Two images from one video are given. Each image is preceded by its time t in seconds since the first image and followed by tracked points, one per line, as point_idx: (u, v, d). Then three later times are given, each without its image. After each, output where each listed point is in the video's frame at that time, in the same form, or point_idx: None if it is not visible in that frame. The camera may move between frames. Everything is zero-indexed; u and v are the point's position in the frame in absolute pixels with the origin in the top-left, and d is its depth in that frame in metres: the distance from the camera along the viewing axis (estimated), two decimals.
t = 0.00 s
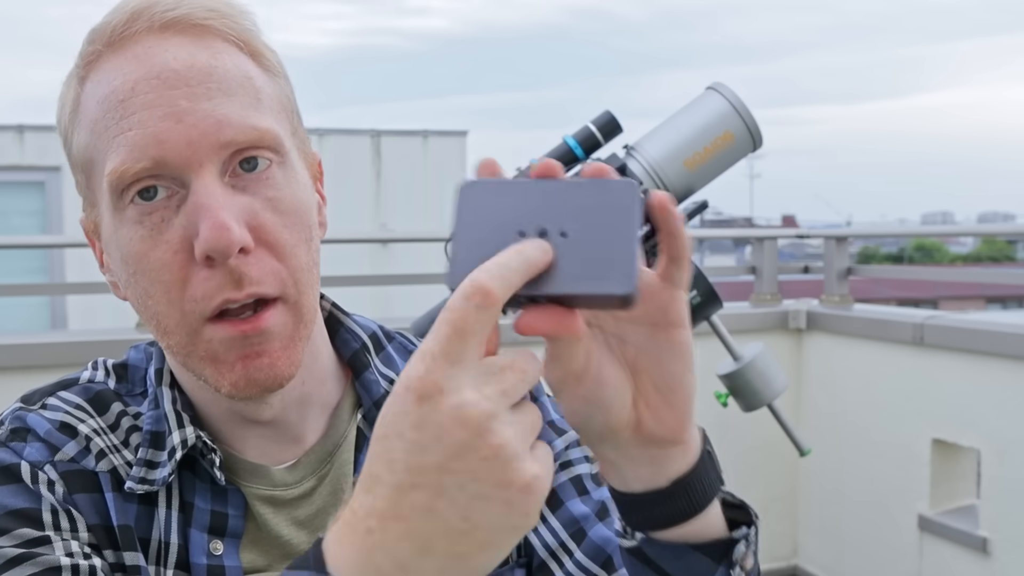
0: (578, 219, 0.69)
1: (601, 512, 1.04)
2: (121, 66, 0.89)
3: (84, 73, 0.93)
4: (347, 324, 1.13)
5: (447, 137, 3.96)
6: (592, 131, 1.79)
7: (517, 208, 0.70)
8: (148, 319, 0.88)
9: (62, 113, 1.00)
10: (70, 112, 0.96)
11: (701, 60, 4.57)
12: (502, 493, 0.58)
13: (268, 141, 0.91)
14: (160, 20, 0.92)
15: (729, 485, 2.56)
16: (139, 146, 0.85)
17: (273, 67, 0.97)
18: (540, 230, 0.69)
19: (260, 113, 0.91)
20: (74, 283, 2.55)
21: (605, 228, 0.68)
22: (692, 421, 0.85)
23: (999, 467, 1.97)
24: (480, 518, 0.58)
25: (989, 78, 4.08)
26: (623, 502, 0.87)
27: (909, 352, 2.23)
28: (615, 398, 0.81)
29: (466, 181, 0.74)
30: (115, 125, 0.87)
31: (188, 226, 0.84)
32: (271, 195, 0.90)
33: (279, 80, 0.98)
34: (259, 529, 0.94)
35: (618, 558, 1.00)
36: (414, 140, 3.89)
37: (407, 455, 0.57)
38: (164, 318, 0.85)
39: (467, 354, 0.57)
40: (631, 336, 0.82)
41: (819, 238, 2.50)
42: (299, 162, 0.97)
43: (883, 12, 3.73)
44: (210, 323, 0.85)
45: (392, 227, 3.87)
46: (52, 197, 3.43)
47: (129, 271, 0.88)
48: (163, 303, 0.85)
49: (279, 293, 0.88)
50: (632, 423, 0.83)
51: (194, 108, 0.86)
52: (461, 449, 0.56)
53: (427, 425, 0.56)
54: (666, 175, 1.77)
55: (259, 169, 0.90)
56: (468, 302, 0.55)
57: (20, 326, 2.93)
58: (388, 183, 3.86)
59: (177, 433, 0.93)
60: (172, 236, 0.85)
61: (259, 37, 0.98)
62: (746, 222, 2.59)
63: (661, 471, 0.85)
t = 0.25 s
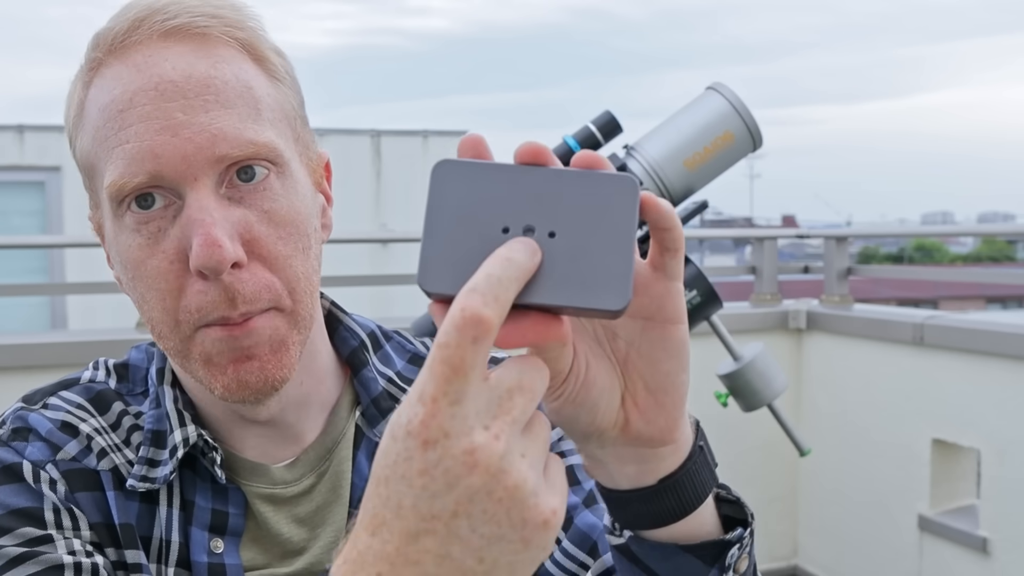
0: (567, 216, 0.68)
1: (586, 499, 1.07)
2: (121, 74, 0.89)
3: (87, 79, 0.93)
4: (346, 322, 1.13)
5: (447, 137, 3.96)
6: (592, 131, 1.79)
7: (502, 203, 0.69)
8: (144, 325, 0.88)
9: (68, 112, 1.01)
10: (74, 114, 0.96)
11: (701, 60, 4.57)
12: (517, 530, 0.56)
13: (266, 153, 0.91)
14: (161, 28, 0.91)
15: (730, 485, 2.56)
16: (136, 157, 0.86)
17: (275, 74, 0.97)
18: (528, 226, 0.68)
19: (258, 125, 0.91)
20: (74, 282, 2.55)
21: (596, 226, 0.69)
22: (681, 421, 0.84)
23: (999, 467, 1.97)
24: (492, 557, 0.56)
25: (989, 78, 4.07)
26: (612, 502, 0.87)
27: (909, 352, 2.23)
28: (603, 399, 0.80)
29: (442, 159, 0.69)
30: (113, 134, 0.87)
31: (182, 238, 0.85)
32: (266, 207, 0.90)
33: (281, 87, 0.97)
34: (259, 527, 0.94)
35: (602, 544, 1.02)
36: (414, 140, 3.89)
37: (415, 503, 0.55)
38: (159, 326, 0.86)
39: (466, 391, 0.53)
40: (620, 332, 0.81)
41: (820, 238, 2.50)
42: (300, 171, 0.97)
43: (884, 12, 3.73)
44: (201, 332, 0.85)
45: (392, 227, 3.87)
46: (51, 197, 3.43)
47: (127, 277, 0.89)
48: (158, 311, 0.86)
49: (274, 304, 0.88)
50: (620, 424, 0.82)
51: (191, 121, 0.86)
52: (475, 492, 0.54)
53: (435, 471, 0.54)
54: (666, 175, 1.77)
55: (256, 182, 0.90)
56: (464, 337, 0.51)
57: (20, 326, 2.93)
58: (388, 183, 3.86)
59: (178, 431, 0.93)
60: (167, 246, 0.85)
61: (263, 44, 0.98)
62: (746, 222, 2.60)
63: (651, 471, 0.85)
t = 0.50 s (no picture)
0: (549, 227, 0.68)
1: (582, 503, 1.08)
2: (130, 73, 0.89)
3: (97, 76, 0.93)
4: (349, 322, 1.13)
5: (447, 137, 3.96)
6: (592, 131, 1.79)
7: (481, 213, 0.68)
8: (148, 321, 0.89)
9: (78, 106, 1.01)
10: (83, 110, 0.96)
11: (702, 60, 4.57)
12: (506, 542, 0.56)
13: (273, 155, 0.91)
14: (172, 27, 0.91)
15: (730, 485, 2.56)
16: (143, 156, 0.86)
17: (285, 75, 0.97)
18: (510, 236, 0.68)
19: (266, 127, 0.91)
20: (74, 282, 2.55)
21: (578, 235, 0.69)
22: (664, 432, 0.84)
23: (999, 467, 1.97)
24: (483, 569, 0.56)
25: (989, 78, 4.07)
26: (594, 515, 0.87)
27: (909, 352, 2.23)
28: (584, 412, 0.80)
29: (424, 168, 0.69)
30: (121, 131, 0.87)
31: (186, 237, 0.85)
32: (272, 209, 0.89)
33: (290, 88, 0.97)
34: (262, 527, 0.94)
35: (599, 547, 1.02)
36: (414, 140, 3.88)
37: (399, 518, 0.54)
38: (162, 323, 0.86)
39: (440, 400, 0.53)
40: (602, 344, 0.81)
41: (820, 238, 2.50)
42: (307, 173, 0.97)
43: (884, 12, 3.73)
44: (204, 330, 0.85)
45: (392, 227, 3.87)
46: (51, 197, 3.43)
47: (131, 273, 0.89)
48: (161, 308, 0.86)
49: (276, 305, 0.88)
50: (602, 436, 0.82)
51: (199, 122, 0.86)
52: (458, 504, 0.54)
53: (414, 486, 0.53)
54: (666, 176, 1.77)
55: (261, 183, 0.90)
56: (432, 345, 0.51)
57: (20, 326, 2.93)
58: (388, 183, 3.86)
59: (182, 431, 0.93)
60: (171, 244, 0.85)
61: (274, 45, 0.98)
62: (746, 222, 2.60)
63: (634, 484, 0.85)
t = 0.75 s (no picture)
0: (544, 229, 0.68)
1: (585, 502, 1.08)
2: (145, 69, 0.89)
3: (111, 72, 0.93)
4: (354, 322, 1.13)
5: (447, 137, 3.96)
6: (592, 131, 1.79)
7: (475, 217, 0.68)
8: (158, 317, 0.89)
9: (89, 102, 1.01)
10: (95, 106, 0.96)
11: (702, 60, 4.57)
12: (516, 542, 0.56)
13: (287, 153, 0.91)
14: (188, 24, 0.91)
15: (731, 485, 2.56)
16: (157, 152, 0.86)
17: (298, 75, 0.97)
18: (506, 239, 0.68)
19: (280, 125, 0.91)
20: (74, 282, 2.55)
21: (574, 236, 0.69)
22: (665, 431, 0.84)
23: (999, 467, 1.97)
24: (493, 570, 0.56)
25: (989, 78, 4.07)
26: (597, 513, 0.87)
27: (909, 352, 2.23)
28: (583, 410, 0.81)
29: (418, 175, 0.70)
30: (135, 127, 0.87)
31: (200, 233, 0.85)
32: (284, 207, 0.90)
33: (303, 88, 0.98)
34: (266, 528, 0.94)
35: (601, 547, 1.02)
36: (414, 140, 3.89)
37: (410, 518, 0.54)
38: (173, 319, 0.86)
39: (449, 400, 0.53)
40: (601, 343, 0.82)
41: (820, 238, 2.50)
42: (319, 173, 0.97)
43: (884, 12, 3.73)
44: (214, 326, 0.85)
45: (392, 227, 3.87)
46: (52, 197, 3.43)
47: (141, 269, 0.89)
48: (172, 304, 0.86)
49: (287, 302, 0.88)
50: (602, 434, 0.83)
51: (214, 118, 0.87)
52: (469, 504, 0.54)
53: (425, 485, 0.53)
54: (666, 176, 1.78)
55: (274, 181, 0.90)
56: (444, 346, 0.51)
57: (20, 326, 2.93)
58: (389, 183, 3.86)
59: (188, 431, 0.93)
60: (183, 240, 0.85)
61: (288, 44, 0.98)
62: (746, 222, 2.60)
63: (636, 484, 0.85)
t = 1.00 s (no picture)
0: (553, 232, 0.68)
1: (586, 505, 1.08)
2: (150, 57, 0.90)
3: (116, 62, 0.94)
4: (355, 322, 1.13)
5: (447, 137, 3.96)
6: (592, 132, 1.79)
7: (484, 218, 0.68)
8: (157, 306, 0.88)
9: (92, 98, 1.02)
10: (98, 99, 0.97)
11: (702, 60, 4.58)
12: (519, 544, 0.56)
13: (288, 140, 0.91)
14: (192, 14, 0.93)
15: (730, 485, 2.56)
16: (160, 135, 0.86)
17: (302, 69, 0.98)
18: (513, 241, 0.68)
19: (283, 113, 0.92)
20: (74, 282, 2.55)
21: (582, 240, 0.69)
22: (671, 435, 0.84)
23: (999, 467, 1.97)
24: (495, 572, 0.56)
25: (988, 78, 4.07)
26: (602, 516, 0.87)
27: (909, 352, 2.23)
28: (590, 412, 0.80)
29: (427, 175, 0.70)
30: (138, 112, 0.88)
31: (201, 217, 0.85)
32: (286, 194, 0.90)
33: (307, 82, 0.98)
34: (267, 529, 0.94)
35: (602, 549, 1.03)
36: (414, 140, 3.89)
37: (413, 520, 0.55)
38: (171, 306, 0.86)
39: (455, 401, 0.53)
40: (609, 342, 0.82)
41: (819, 238, 2.50)
42: (319, 164, 0.97)
43: (884, 12, 3.73)
44: (213, 313, 0.84)
45: (392, 227, 3.87)
46: (52, 197, 3.43)
47: (141, 257, 0.89)
48: (172, 290, 0.85)
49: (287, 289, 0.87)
50: (607, 436, 0.82)
51: (217, 102, 0.87)
52: (472, 507, 0.54)
53: (428, 487, 0.54)
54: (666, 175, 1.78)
55: (277, 168, 0.90)
56: (453, 346, 0.51)
57: (20, 326, 2.93)
58: (388, 183, 3.86)
59: (190, 432, 0.93)
60: (185, 225, 0.85)
61: (292, 38, 0.99)
62: (746, 222, 2.60)
63: (640, 486, 0.85)
